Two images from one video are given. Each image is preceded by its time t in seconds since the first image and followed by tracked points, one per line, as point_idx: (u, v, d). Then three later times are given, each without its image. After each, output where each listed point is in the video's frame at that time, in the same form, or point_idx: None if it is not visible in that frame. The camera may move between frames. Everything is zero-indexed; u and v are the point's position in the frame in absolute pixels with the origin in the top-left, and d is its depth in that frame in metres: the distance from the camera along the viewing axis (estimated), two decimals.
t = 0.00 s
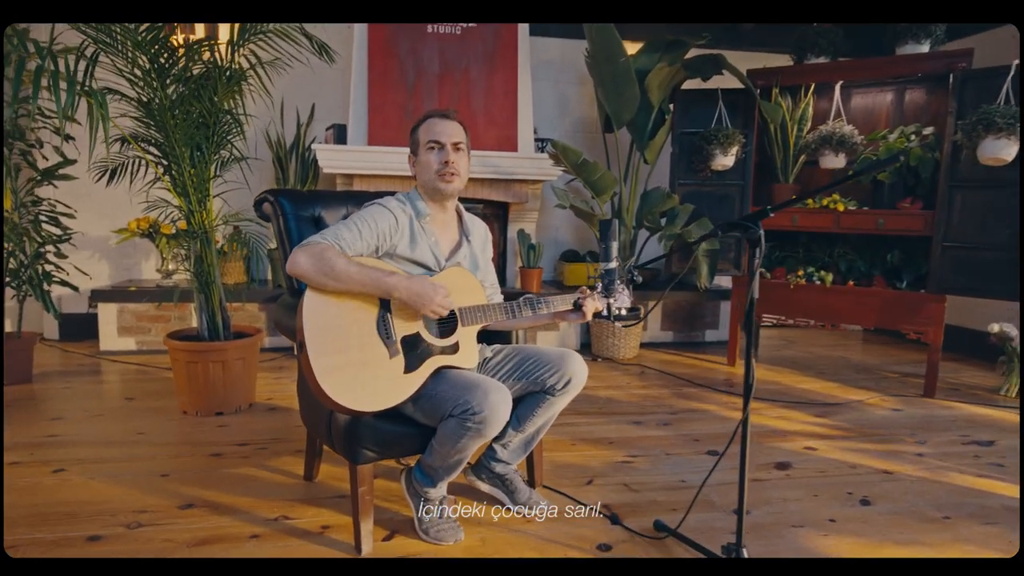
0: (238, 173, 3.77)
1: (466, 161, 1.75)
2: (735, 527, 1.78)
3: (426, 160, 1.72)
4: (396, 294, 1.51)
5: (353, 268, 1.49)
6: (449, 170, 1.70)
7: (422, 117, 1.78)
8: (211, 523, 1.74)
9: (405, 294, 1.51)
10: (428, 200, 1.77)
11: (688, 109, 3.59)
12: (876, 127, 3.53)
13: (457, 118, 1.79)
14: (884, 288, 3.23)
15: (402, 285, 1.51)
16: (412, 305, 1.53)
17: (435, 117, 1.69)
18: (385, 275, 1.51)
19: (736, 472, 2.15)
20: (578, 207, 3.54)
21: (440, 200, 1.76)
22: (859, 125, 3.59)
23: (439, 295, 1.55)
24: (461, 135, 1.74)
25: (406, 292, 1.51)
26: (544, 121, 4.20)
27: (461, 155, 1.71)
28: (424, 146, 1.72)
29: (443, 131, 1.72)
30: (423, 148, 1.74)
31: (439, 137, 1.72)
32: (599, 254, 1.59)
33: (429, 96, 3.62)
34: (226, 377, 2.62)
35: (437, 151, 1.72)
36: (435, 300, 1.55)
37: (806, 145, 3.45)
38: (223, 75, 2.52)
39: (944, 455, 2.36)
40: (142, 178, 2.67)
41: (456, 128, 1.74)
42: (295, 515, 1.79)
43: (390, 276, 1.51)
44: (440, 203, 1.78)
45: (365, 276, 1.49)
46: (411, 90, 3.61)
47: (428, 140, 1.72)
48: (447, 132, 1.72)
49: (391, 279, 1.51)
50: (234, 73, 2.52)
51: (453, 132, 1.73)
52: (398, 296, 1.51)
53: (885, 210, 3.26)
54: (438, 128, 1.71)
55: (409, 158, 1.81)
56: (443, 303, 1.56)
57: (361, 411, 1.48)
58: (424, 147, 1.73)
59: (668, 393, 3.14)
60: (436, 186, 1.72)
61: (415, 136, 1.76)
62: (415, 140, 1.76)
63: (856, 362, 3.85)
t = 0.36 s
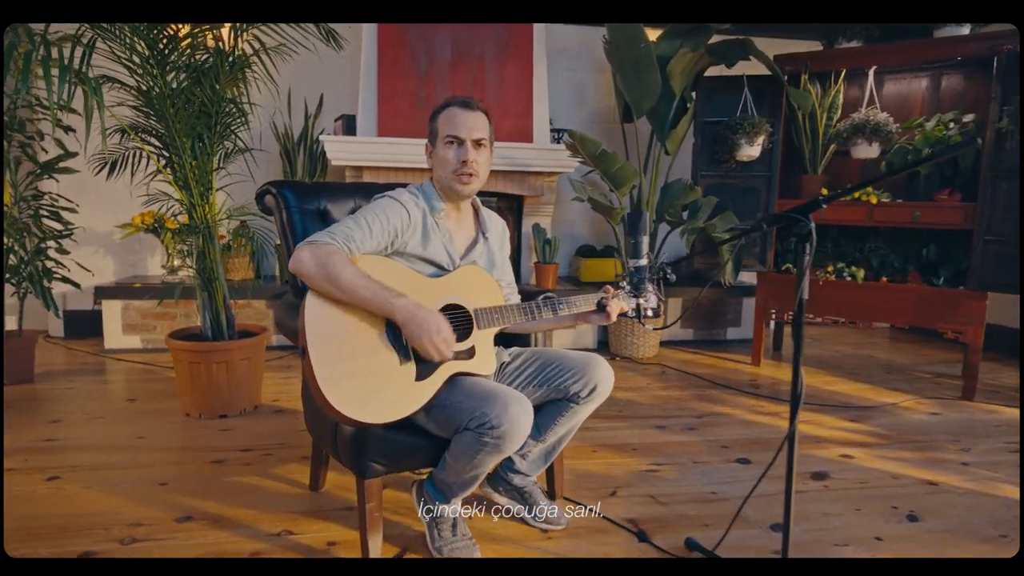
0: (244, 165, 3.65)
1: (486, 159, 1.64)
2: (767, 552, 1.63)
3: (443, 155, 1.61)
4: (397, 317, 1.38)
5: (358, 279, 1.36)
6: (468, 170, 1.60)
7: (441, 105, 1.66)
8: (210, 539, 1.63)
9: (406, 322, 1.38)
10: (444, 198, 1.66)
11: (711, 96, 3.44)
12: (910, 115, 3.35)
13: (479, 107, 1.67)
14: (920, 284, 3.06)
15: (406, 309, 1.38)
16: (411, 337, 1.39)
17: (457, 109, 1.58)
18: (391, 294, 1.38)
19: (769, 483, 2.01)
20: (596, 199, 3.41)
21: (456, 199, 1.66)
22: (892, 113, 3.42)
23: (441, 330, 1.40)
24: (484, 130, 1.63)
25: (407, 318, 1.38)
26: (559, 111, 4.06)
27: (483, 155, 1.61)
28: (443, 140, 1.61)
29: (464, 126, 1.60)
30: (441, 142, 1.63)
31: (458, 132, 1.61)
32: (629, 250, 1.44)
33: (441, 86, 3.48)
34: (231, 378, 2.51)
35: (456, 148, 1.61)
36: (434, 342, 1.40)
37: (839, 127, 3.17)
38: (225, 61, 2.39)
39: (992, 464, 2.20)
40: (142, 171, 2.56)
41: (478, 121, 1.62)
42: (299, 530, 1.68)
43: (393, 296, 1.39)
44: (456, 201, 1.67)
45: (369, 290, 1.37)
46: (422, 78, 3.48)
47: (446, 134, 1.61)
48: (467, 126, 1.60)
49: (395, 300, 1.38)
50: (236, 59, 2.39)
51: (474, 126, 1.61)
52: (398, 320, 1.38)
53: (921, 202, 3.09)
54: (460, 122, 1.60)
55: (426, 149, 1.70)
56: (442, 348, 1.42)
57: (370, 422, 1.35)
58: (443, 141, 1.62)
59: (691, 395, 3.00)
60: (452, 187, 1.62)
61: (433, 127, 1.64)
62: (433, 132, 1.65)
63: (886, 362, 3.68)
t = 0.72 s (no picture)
0: (242, 164, 3.52)
1: (495, 149, 1.51)
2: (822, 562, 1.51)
3: (448, 146, 1.49)
4: (402, 333, 1.26)
5: (362, 287, 1.25)
6: (474, 158, 1.47)
7: (444, 95, 1.54)
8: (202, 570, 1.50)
9: (413, 338, 1.26)
10: (450, 193, 1.53)
11: (731, 90, 3.28)
12: (941, 108, 3.21)
13: (483, 94, 1.55)
14: (953, 286, 2.91)
15: (412, 324, 1.26)
16: (416, 357, 1.26)
17: (459, 94, 1.46)
18: (397, 308, 1.27)
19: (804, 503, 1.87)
20: (611, 198, 3.27)
21: (464, 193, 1.53)
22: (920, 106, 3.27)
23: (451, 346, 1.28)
24: (490, 117, 1.50)
25: (414, 333, 1.26)
26: (570, 106, 3.92)
27: (491, 141, 1.49)
28: (446, 129, 1.49)
29: (468, 112, 1.48)
30: (445, 132, 1.51)
31: (462, 119, 1.48)
32: (657, 256, 1.32)
33: (448, 80, 3.35)
34: (230, 389, 2.39)
35: (461, 136, 1.48)
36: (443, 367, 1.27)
37: (862, 127, 3.19)
38: (221, 55, 2.26)
39: None
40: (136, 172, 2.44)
41: (482, 107, 1.50)
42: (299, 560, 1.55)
43: (399, 308, 1.27)
44: (464, 196, 1.54)
45: (374, 302, 1.25)
46: (429, 73, 3.35)
47: (450, 122, 1.49)
48: (472, 112, 1.48)
49: (402, 313, 1.26)
50: (234, 52, 2.28)
51: (479, 112, 1.49)
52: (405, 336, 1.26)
53: (954, 199, 2.94)
54: (463, 108, 1.48)
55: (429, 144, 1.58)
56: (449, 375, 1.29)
57: (375, 447, 1.22)
58: (447, 130, 1.49)
59: (712, 403, 2.86)
60: (460, 180, 1.50)
61: (436, 118, 1.53)
62: (436, 123, 1.53)
63: (914, 366, 3.52)
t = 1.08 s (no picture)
0: (242, 165, 3.42)
1: (511, 140, 1.40)
2: None
3: (460, 138, 1.38)
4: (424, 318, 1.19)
5: (370, 281, 1.16)
6: (490, 147, 1.36)
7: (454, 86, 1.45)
8: None
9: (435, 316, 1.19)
10: (464, 190, 1.42)
11: (748, 84, 3.14)
12: (969, 100, 3.09)
13: (497, 84, 1.45)
14: (984, 286, 2.78)
15: (433, 304, 1.20)
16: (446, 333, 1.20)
17: (472, 82, 1.36)
18: (412, 292, 1.19)
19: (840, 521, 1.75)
20: (625, 196, 3.16)
21: (479, 190, 1.42)
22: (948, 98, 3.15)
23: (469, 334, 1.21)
24: (504, 106, 1.41)
25: (437, 314, 1.19)
26: (580, 103, 3.80)
27: (507, 132, 1.39)
28: (459, 119, 1.39)
29: (481, 101, 1.38)
30: (457, 123, 1.41)
31: (476, 108, 1.38)
32: (689, 260, 1.21)
33: (455, 76, 3.23)
34: (229, 399, 2.29)
35: (474, 127, 1.38)
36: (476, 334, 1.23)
37: (887, 120, 3.06)
38: (218, 49, 2.16)
39: None
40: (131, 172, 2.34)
41: (496, 97, 1.40)
42: None
43: (413, 292, 1.19)
44: (479, 194, 1.43)
45: (387, 291, 1.17)
46: (435, 69, 3.24)
47: (462, 113, 1.39)
48: (485, 101, 1.39)
49: (419, 296, 1.19)
50: (231, 46, 2.17)
51: (493, 101, 1.39)
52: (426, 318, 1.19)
53: (985, 195, 2.81)
54: (476, 96, 1.38)
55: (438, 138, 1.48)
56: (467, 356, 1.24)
57: (378, 472, 1.12)
58: (459, 120, 1.39)
59: (732, 409, 2.74)
60: (473, 175, 1.38)
61: (447, 110, 1.43)
62: (447, 114, 1.43)
63: (939, 369, 3.40)
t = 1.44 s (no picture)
0: (242, 166, 3.31)
1: (538, 146, 1.31)
2: None
3: (484, 141, 1.29)
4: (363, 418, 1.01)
5: (346, 332, 1.04)
6: (515, 158, 1.28)
7: (480, 80, 1.34)
8: None
9: (368, 426, 1.00)
10: (484, 195, 1.33)
11: (767, 78, 3.02)
12: (997, 93, 2.98)
13: (529, 80, 1.34)
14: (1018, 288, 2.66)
15: (379, 412, 1.01)
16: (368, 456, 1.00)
17: (502, 82, 1.25)
18: (369, 382, 1.02)
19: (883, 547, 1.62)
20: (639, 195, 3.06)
21: (500, 199, 1.33)
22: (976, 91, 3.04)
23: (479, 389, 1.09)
24: (534, 109, 1.30)
25: (373, 419, 1.01)
26: (590, 100, 3.69)
27: (535, 139, 1.30)
28: (484, 121, 1.29)
29: (510, 103, 1.28)
30: (481, 123, 1.31)
31: (504, 110, 1.28)
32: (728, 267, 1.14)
33: (463, 76, 3.10)
34: (230, 411, 2.19)
35: (501, 131, 1.28)
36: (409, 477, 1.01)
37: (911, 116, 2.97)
38: (216, 44, 2.06)
39: None
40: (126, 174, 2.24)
41: (528, 98, 1.30)
42: None
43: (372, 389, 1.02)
44: (501, 203, 1.34)
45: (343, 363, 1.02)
46: (443, 66, 3.12)
47: (488, 114, 1.28)
48: (514, 104, 1.28)
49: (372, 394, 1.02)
50: (230, 41, 2.07)
51: (523, 103, 1.28)
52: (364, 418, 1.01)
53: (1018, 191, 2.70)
54: (505, 97, 1.28)
55: (461, 134, 1.38)
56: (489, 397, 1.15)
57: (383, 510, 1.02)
58: (484, 122, 1.29)
59: (753, 417, 2.63)
60: (493, 181, 1.30)
61: (472, 106, 1.32)
62: (471, 111, 1.32)
63: (965, 372, 3.28)
